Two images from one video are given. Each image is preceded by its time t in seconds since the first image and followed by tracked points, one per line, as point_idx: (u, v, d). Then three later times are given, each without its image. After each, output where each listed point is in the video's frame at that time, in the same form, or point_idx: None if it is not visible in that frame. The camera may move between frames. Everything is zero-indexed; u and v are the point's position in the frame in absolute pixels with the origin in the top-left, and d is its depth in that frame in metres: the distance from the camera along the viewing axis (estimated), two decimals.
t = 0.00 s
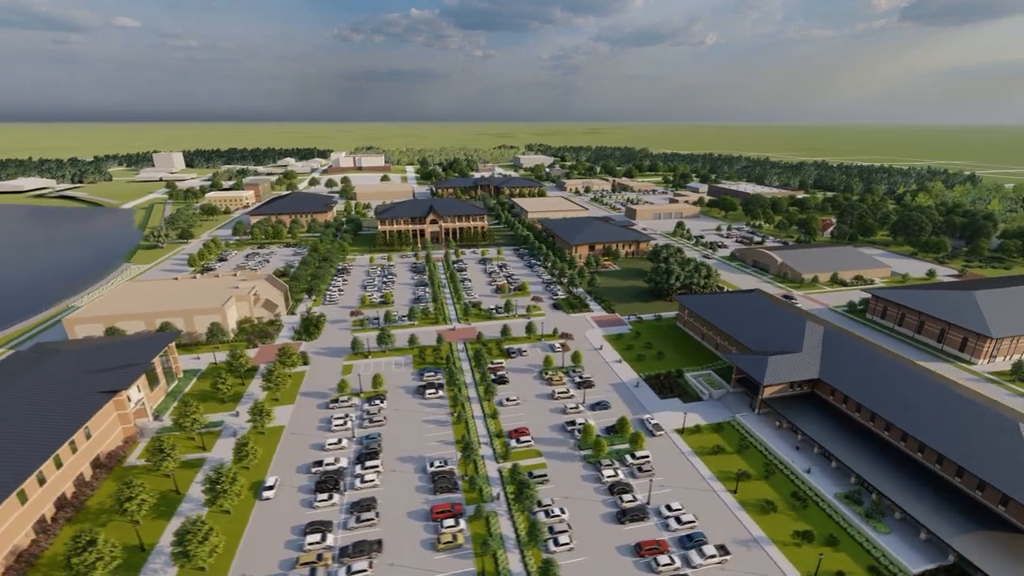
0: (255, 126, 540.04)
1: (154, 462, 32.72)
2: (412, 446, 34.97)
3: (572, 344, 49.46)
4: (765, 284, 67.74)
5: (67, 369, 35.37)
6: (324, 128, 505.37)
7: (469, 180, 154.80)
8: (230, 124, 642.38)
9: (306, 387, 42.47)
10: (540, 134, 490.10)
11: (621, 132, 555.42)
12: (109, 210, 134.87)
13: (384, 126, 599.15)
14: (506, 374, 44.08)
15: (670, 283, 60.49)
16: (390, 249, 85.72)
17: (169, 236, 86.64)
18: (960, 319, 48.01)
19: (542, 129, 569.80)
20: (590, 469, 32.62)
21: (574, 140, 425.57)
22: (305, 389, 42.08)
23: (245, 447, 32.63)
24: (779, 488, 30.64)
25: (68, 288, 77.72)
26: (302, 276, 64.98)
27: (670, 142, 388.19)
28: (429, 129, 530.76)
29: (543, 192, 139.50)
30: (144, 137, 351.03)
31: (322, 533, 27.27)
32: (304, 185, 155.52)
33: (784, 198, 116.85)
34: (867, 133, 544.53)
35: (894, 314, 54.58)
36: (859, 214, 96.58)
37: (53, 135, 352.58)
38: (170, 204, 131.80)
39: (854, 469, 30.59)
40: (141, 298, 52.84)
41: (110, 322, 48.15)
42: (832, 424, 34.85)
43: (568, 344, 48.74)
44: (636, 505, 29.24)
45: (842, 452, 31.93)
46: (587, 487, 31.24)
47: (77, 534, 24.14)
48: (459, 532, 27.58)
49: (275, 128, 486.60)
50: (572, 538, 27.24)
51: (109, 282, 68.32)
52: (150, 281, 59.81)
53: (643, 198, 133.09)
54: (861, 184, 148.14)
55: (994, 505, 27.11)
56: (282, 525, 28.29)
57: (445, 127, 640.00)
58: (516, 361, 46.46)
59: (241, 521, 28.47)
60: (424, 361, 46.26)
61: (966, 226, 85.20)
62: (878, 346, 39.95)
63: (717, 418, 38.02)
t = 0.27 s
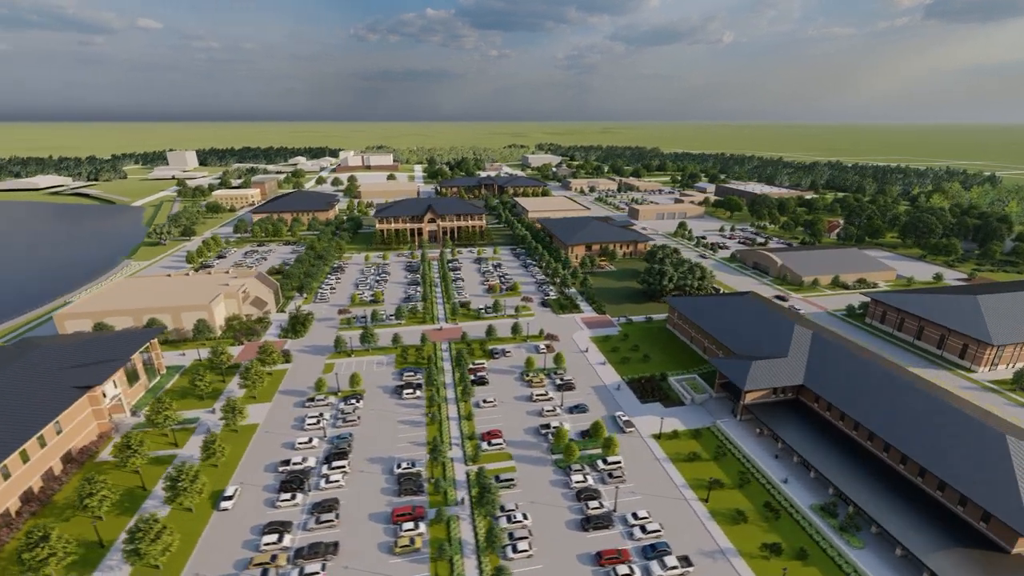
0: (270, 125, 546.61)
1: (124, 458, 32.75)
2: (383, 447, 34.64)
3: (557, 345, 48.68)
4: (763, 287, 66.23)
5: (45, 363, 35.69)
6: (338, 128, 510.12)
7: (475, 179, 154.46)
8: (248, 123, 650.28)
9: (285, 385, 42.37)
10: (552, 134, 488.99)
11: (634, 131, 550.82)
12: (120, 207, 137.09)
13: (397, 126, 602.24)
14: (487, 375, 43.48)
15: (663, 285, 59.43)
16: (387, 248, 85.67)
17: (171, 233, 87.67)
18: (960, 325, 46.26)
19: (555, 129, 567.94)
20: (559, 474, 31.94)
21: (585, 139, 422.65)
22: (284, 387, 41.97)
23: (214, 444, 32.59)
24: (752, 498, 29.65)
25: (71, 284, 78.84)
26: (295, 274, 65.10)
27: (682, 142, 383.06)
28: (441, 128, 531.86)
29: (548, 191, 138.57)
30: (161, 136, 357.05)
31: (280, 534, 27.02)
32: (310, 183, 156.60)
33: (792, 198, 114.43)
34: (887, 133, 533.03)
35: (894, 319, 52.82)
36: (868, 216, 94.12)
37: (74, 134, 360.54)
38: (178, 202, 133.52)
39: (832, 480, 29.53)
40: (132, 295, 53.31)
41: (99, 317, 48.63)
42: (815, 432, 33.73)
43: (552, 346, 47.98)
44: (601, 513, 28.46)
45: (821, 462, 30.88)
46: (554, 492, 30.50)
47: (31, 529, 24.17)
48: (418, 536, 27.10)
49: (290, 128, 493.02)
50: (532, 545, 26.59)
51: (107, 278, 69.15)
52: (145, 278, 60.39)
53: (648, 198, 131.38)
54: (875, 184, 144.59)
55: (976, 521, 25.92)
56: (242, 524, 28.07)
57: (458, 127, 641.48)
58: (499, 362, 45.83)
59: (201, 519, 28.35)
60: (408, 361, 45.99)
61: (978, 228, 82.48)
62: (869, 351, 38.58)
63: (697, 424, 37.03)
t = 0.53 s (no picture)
0: (286, 124, 553.28)
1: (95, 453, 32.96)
2: (352, 446, 34.43)
3: (541, 346, 48.08)
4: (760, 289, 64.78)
5: (25, 357, 36.14)
6: (352, 127, 515.41)
7: (480, 178, 154.08)
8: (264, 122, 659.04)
9: (264, 382, 42.44)
10: (564, 133, 486.30)
11: (648, 130, 545.85)
12: (131, 205, 139.60)
13: (410, 125, 605.82)
14: (467, 376, 43.05)
15: (655, 286, 58.46)
16: (385, 246, 85.77)
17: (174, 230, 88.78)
18: (957, 331, 44.58)
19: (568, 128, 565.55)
20: (527, 478, 31.36)
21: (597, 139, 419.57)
22: (264, 384, 42.07)
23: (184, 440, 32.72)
24: (722, 506, 28.75)
25: (74, 280, 80.24)
26: (287, 271, 65.31)
27: (695, 142, 377.95)
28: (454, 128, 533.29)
29: (552, 191, 137.69)
30: (178, 135, 363.02)
31: (238, 532, 26.88)
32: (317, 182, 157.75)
33: (799, 199, 112.16)
34: (910, 133, 520.30)
35: (890, 324, 51.16)
36: (876, 217, 91.79)
37: (95, 132, 368.38)
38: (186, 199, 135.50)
39: (805, 490, 28.51)
40: (124, 291, 53.95)
41: (89, 313, 49.24)
42: (793, 440, 32.67)
43: (536, 347, 47.41)
44: (564, 518, 27.87)
45: (795, 471, 29.86)
46: (519, 496, 29.96)
47: None
48: (375, 537, 26.77)
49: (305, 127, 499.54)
50: (489, 550, 26.10)
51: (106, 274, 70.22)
52: (140, 274, 61.12)
53: (653, 198, 129.75)
54: (888, 184, 141.01)
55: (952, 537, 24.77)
56: (202, 522, 27.99)
57: (471, 125, 642.73)
58: (480, 362, 45.42)
59: (164, 515, 28.42)
60: (390, 359, 45.81)
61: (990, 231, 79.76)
62: (855, 357, 37.32)
63: (675, 429, 36.09)
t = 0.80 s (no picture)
0: (300, 123, 559.79)
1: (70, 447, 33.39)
2: (322, 444, 34.36)
3: (525, 347, 47.57)
4: (756, 291, 63.47)
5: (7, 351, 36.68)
6: (365, 126, 519.14)
7: (485, 177, 153.86)
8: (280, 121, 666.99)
9: (245, 378, 42.61)
10: (576, 132, 484.45)
11: (661, 130, 540.45)
12: (142, 203, 142.08)
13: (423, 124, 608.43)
14: (446, 375, 42.75)
15: (646, 286, 57.56)
16: (382, 245, 85.92)
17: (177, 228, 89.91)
18: (952, 337, 43.10)
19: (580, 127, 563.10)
20: (493, 480, 30.89)
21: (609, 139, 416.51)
22: (244, 379, 42.23)
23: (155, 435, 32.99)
24: (688, 513, 27.99)
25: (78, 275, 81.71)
26: (281, 268, 65.71)
27: (706, 142, 370.37)
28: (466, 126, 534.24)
29: (556, 190, 136.94)
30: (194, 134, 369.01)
31: (197, 528, 26.92)
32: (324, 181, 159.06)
33: (807, 200, 109.94)
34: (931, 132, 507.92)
35: (886, 329, 49.67)
36: (883, 218, 89.56)
37: (115, 132, 376.26)
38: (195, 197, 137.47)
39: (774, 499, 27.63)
40: (116, 286, 54.69)
41: (80, 308, 49.94)
42: (769, 447, 31.73)
43: (519, 347, 46.93)
44: (524, 522, 27.39)
45: (766, 479, 28.96)
46: (482, 498, 29.56)
47: None
48: (332, 537, 26.57)
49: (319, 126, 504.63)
50: (444, 552, 25.74)
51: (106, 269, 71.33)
52: (135, 270, 61.98)
53: (658, 198, 128.33)
54: (902, 185, 137.58)
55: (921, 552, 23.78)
56: (164, 517, 28.08)
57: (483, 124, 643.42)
58: (461, 362, 45.07)
59: (128, 510, 28.57)
60: (371, 358, 45.71)
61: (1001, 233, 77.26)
62: (839, 362, 36.17)
63: (650, 432, 35.30)
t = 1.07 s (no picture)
0: (315, 123, 565.78)
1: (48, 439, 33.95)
2: (293, 441, 34.44)
3: (507, 347, 47.22)
4: (751, 293, 62.30)
5: None
6: (378, 125, 522.47)
7: (490, 176, 153.60)
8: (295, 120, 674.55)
9: (227, 373, 42.91)
10: (588, 131, 482.26)
11: (675, 129, 534.44)
12: (153, 200, 144.61)
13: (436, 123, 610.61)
14: (425, 374, 42.58)
15: (636, 287, 56.79)
16: (379, 243, 86.21)
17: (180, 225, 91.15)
18: (946, 342, 41.73)
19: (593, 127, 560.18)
20: (458, 480, 30.58)
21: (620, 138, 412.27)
22: (226, 375, 42.52)
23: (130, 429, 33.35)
24: (650, 518, 27.45)
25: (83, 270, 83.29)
26: (274, 265, 66.21)
27: (717, 142, 360.37)
28: (479, 126, 534.59)
29: (560, 189, 136.22)
30: (210, 132, 374.36)
31: (158, 522, 27.11)
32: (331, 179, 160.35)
33: (814, 200, 107.83)
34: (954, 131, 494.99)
35: (880, 333, 48.29)
36: (891, 219, 87.42)
37: (134, 130, 383.42)
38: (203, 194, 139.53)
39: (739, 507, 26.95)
40: (111, 282, 55.58)
41: (73, 302, 50.78)
42: (740, 452, 31.05)
43: (501, 347, 46.60)
44: (482, 524, 27.10)
45: (733, 486, 28.31)
46: (445, 498, 29.32)
47: None
48: (290, 534, 26.51)
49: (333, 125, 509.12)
50: (398, 552, 25.55)
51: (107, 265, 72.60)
52: (133, 266, 62.99)
53: (663, 198, 126.92)
54: (916, 185, 134.13)
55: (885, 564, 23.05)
56: (129, 510, 28.35)
57: (496, 124, 643.58)
58: (442, 361, 44.89)
59: (95, 503, 28.89)
60: (353, 355, 45.72)
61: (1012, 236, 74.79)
62: (819, 366, 35.23)
63: (623, 435, 34.72)
